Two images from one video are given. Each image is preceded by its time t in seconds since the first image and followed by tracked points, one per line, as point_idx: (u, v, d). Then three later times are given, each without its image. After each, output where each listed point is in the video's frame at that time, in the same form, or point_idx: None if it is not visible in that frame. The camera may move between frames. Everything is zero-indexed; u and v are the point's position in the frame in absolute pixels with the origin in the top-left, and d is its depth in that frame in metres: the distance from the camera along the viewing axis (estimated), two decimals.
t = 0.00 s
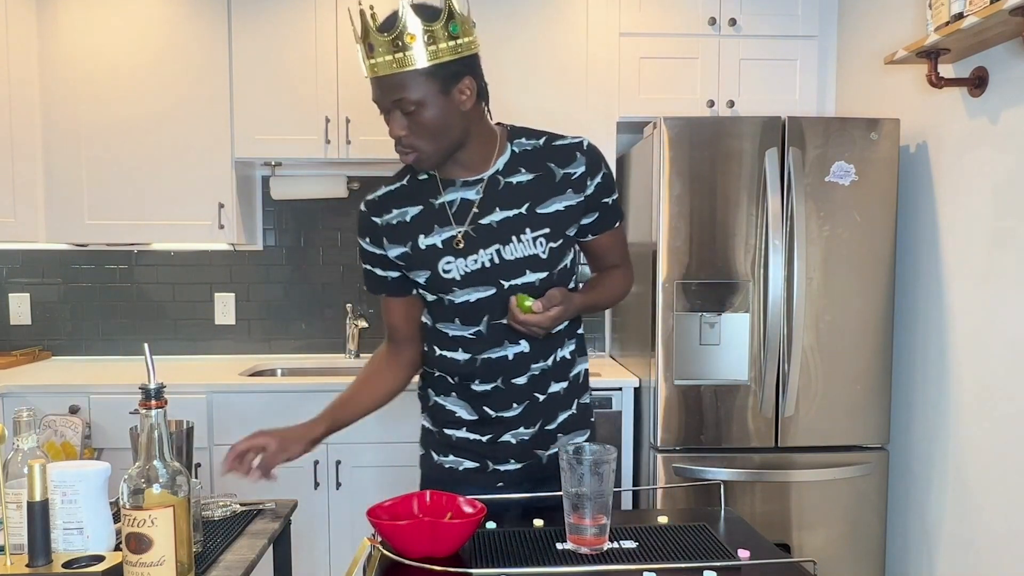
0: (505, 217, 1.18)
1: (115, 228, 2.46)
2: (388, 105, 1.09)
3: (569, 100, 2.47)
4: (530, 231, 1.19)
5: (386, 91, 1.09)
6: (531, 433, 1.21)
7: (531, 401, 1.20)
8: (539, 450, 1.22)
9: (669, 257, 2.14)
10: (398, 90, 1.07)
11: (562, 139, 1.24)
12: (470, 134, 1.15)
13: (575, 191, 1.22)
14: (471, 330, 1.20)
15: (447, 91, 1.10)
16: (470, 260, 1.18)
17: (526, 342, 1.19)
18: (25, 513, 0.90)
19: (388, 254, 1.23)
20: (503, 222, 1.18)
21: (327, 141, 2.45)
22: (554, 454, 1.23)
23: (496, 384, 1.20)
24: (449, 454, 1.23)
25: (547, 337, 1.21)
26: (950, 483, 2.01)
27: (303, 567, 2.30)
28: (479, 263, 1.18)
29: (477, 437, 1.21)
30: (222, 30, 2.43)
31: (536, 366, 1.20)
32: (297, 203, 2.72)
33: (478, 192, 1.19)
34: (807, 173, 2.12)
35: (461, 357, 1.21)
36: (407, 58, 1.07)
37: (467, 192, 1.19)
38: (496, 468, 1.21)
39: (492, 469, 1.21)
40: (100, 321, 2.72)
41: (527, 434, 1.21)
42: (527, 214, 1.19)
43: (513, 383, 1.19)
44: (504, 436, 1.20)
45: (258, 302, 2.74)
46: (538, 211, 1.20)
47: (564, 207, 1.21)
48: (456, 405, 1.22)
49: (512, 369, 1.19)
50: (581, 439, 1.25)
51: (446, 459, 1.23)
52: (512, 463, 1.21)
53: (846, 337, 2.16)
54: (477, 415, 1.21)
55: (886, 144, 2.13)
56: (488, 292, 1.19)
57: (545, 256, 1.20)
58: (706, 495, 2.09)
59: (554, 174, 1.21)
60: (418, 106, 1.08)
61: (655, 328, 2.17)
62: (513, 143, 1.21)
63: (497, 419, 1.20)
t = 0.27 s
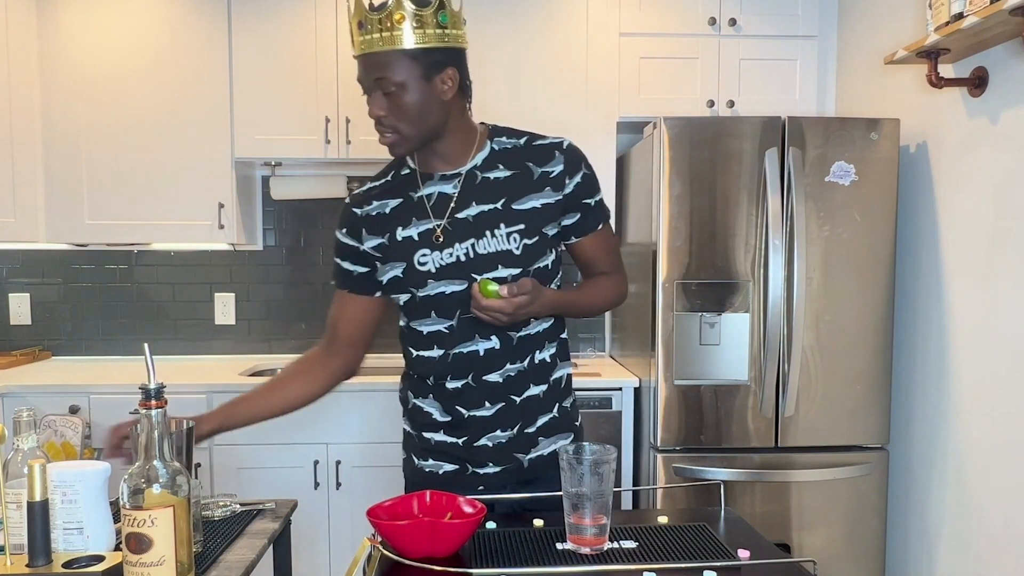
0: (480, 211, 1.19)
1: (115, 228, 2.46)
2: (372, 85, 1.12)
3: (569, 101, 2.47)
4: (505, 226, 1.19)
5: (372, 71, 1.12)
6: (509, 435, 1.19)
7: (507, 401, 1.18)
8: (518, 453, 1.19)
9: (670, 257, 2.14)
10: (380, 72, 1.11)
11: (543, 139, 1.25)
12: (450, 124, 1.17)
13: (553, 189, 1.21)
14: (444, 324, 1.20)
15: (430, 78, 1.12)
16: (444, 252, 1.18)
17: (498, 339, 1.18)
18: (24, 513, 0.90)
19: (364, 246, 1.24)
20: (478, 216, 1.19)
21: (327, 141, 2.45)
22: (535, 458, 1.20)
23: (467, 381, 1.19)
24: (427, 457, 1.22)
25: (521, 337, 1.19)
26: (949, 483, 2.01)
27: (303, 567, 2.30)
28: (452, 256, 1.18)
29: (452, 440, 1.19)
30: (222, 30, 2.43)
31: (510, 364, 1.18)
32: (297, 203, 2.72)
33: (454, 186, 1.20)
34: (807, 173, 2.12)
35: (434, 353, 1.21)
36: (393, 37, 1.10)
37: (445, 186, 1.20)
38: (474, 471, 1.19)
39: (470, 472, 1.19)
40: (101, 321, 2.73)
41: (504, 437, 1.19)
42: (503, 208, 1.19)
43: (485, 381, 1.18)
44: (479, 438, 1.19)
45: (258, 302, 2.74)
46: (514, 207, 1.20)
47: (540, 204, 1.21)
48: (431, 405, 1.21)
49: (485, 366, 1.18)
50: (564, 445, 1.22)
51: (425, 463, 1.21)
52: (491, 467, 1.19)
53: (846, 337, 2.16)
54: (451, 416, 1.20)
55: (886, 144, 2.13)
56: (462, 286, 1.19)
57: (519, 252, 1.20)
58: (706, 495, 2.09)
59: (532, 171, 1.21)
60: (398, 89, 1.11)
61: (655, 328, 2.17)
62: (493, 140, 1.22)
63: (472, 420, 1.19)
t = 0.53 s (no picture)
0: (456, 212, 1.19)
1: (115, 228, 2.46)
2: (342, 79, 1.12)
3: (569, 101, 2.47)
4: (482, 225, 1.19)
5: (341, 65, 1.11)
6: (509, 432, 1.19)
7: (502, 398, 1.19)
8: (520, 449, 1.20)
9: (669, 257, 2.14)
10: (349, 68, 1.11)
11: (514, 133, 1.24)
12: (420, 123, 1.18)
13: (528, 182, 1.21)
14: (432, 326, 1.20)
15: (401, 76, 1.13)
16: (422, 255, 1.18)
17: (487, 337, 1.18)
18: (24, 513, 0.90)
19: (340, 250, 1.24)
20: (454, 217, 1.19)
21: (328, 141, 2.45)
22: (537, 453, 1.20)
23: (462, 381, 1.19)
24: (432, 457, 1.24)
25: (510, 333, 1.18)
26: (949, 483, 2.01)
27: (304, 567, 2.30)
28: (432, 259, 1.19)
29: (453, 440, 1.21)
30: (222, 30, 2.43)
31: (501, 362, 1.18)
32: (298, 203, 2.72)
33: (428, 188, 1.20)
34: (807, 173, 2.12)
35: (426, 355, 1.21)
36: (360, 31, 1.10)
37: (418, 189, 1.20)
38: (478, 470, 1.21)
39: (474, 471, 1.21)
40: (101, 321, 2.72)
41: (504, 434, 1.19)
42: (478, 207, 1.19)
43: (479, 380, 1.19)
44: (480, 436, 1.20)
45: (258, 302, 2.74)
46: (489, 204, 1.19)
47: (515, 198, 1.20)
48: (431, 407, 1.23)
49: (476, 365, 1.18)
50: (567, 437, 1.22)
51: (430, 463, 1.24)
52: (493, 464, 1.20)
53: (846, 337, 2.16)
54: (450, 417, 1.21)
55: (886, 144, 2.13)
56: (444, 287, 1.19)
57: (498, 249, 1.19)
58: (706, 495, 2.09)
59: (505, 166, 1.21)
60: (366, 85, 1.11)
61: (655, 329, 2.17)
62: (464, 139, 1.22)
63: (471, 420, 1.19)
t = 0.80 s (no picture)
0: (456, 207, 1.19)
1: (115, 228, 2.46)
2: (367, 61, 1.10)
3: (569, 101, 2.47)
4: (481, 219, 1.19)
5: (367, 48, 1.10)
6: (508, 430, 1.18)
7: (501, 395, 1.18)
8: (519, 448, 1.19)
9: (669, 257, 2.14)
10: (379, 51, 1.10)
11: (511, 130, 1.25)
12: (434, 115, 1.18)
13: (527, 176, 1.21)
14: (434, 324, 1.20)
15: (426, 64, 1.13)
16: (422, 252, 1.18)
17: (487, 332, 1.18)
18: (24, 513, 0.90)
19: (342, 253, 1.25)
20: (454, 212, 1.19)
21: (328, 141, 2.45)
22: (537, 453, 1.19)
23: (461, 377, 1.18)
24: (432, 459, 1.23)
25: (510, 329, 1.18)
26: (949, 483, 2.01)
27: (304, 567, 2.30)
28: (433, 255, 1.18)
29: (452, 439, 1.20)
30: (222, 30, 2.43)
31: (501, 357, 1.18)
32: (298, 203, 2.72)
33: (428, 184, 1.20)
34: (807, 173, 2.12)
35: (428, 353, 1.21)
36: (383, 15, 1.08)
37: (418, 186, 1.20)
38: (477, 470, 1.19)
39: (473, 472, 1.19)
40: (101, 322, 2.73)
41: (503, 432, 1.18)
42: (477, 202, 1.19)
43: (478, 376, 1.18)
44: (478, 434, 1.19)
45: (258, 302, 2.74)
46: (489, 198, 1.19)
47: (515, 193, 1.20)
48: (431, 407, 1.22)
49: (475, 361, 1.18)
50: (567, 437, 1.21)
51: (430, 465, 1.23)
52: (492, 463, 1.18)
53: (846, 337, 2.16)
54: (449, 415, 1.20)
55: (886, 144, 2.13)
56: (445, 283, 1.19)
57: (498, 243, 1.19)
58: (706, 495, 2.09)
59: (503, 162, 1.21)
60: (396, 70, 1.10)
61: (655, 329, 2.17)
62: (463, 137, 1.23)
63: (470, 418, 1.19)
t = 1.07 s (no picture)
0: (473, 204, 1.19)
1: (115, 228, 2.46)
2: (399, 47, 1.12)
3: (569, 101, 2.47)
4: (499, 216, 1.19)
5: (400, 34, 1.12)
6: (519, 429, 1.18)
7: (514, 393, 1.18)
8: (529, 448, 1.19)
9: (670, 257, 2.14)
10: (413, 39, 1.12)
11: (527, 132, 1.26)
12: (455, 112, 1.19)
13: (543, 176, 1.22)
14: (445, 322, 1.19)
15: (455, 60, 1.16)
16: (438, 247, 1.18)
17: (501, 330, 1.18)
18: (24, 513, 0.90)
19: (354, 249, 1.23)
20: (471, 208, 1.19)
21: (327, 141, 2.45)
22: (547, 453, 1.20)
23: (472, 374, 1.18)
24: (438, 461, 1.21)
25: (524, 328, 1.19)
26: (950, 483, 2.01)
27: (303, 567, 2.30)
28: (450, 250, 1.18)
29: (461, 438, 1.19)
30: (222, 30, 2.43)
31: (514, 356, 1.18)
32: (298, 203, 2.72)
33: (445, 180, 1.20)
34: (807, 173, 2.12)
35: (437, 352, 1.20)
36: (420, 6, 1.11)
37: (435, 181, 1.20)
38: (486, 471, 1.18)
39: (482, 472, 1.18)
40: (101, 322, 2.73)
41: (514, 432, 1.18)
42: (495, 199, 1.19)
43: (490, 373, 1.18)
44: (488, 433, 1.18)
45: (258, 302, 2.74)
46: (506, 196, 1.20)
47: (531, 192, 1.21)
48: (438, 407, 1.21)
49: (488, 358, 1.18)
50: (575, 438, 1.22)
51: (437, 468, 1.21)
52: (502, 463, 1.18)
53: (846, 337, 2.16)
54: (458, 414, 1.19)
55: (886, 144, 2.13)
56: (459, 280, 1.18)
57: (515, 240, 1.19)
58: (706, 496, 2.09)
59: (520, 162, 1.22)
60: (428, 60, 1.12)
61: (655, 329, 2.17)
62: (480, 136, 1.23)
63: (481, 416, 1.18)
